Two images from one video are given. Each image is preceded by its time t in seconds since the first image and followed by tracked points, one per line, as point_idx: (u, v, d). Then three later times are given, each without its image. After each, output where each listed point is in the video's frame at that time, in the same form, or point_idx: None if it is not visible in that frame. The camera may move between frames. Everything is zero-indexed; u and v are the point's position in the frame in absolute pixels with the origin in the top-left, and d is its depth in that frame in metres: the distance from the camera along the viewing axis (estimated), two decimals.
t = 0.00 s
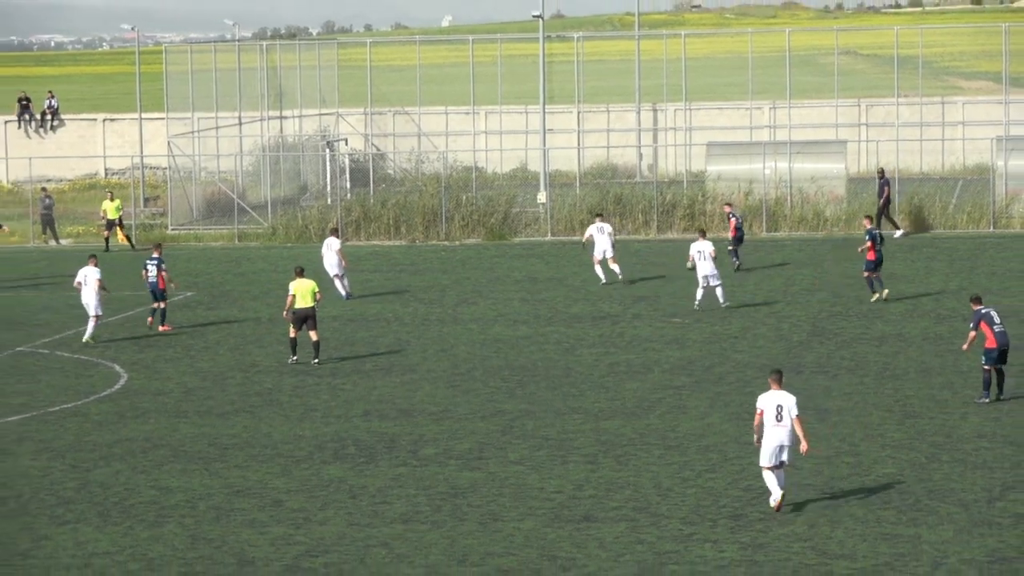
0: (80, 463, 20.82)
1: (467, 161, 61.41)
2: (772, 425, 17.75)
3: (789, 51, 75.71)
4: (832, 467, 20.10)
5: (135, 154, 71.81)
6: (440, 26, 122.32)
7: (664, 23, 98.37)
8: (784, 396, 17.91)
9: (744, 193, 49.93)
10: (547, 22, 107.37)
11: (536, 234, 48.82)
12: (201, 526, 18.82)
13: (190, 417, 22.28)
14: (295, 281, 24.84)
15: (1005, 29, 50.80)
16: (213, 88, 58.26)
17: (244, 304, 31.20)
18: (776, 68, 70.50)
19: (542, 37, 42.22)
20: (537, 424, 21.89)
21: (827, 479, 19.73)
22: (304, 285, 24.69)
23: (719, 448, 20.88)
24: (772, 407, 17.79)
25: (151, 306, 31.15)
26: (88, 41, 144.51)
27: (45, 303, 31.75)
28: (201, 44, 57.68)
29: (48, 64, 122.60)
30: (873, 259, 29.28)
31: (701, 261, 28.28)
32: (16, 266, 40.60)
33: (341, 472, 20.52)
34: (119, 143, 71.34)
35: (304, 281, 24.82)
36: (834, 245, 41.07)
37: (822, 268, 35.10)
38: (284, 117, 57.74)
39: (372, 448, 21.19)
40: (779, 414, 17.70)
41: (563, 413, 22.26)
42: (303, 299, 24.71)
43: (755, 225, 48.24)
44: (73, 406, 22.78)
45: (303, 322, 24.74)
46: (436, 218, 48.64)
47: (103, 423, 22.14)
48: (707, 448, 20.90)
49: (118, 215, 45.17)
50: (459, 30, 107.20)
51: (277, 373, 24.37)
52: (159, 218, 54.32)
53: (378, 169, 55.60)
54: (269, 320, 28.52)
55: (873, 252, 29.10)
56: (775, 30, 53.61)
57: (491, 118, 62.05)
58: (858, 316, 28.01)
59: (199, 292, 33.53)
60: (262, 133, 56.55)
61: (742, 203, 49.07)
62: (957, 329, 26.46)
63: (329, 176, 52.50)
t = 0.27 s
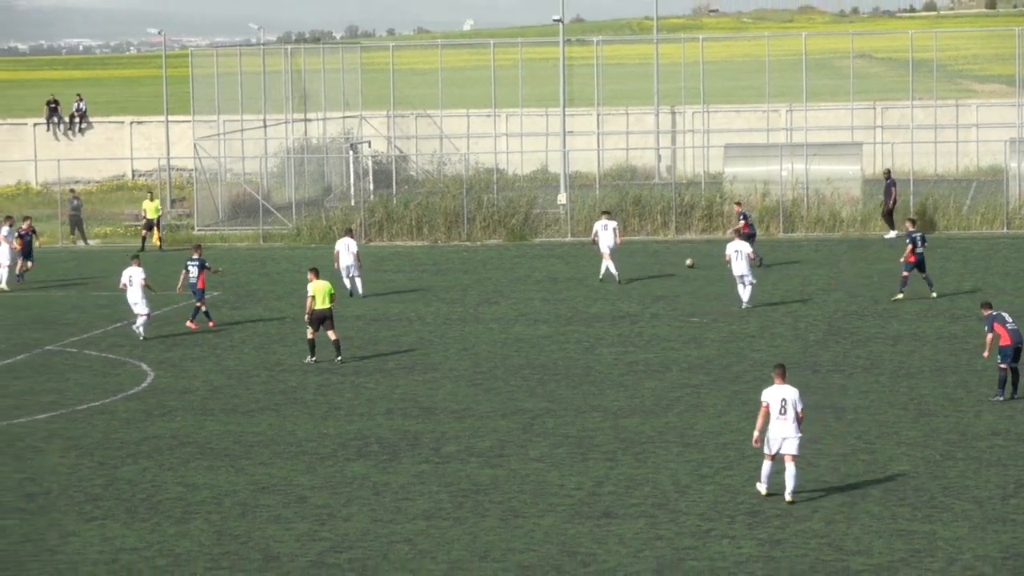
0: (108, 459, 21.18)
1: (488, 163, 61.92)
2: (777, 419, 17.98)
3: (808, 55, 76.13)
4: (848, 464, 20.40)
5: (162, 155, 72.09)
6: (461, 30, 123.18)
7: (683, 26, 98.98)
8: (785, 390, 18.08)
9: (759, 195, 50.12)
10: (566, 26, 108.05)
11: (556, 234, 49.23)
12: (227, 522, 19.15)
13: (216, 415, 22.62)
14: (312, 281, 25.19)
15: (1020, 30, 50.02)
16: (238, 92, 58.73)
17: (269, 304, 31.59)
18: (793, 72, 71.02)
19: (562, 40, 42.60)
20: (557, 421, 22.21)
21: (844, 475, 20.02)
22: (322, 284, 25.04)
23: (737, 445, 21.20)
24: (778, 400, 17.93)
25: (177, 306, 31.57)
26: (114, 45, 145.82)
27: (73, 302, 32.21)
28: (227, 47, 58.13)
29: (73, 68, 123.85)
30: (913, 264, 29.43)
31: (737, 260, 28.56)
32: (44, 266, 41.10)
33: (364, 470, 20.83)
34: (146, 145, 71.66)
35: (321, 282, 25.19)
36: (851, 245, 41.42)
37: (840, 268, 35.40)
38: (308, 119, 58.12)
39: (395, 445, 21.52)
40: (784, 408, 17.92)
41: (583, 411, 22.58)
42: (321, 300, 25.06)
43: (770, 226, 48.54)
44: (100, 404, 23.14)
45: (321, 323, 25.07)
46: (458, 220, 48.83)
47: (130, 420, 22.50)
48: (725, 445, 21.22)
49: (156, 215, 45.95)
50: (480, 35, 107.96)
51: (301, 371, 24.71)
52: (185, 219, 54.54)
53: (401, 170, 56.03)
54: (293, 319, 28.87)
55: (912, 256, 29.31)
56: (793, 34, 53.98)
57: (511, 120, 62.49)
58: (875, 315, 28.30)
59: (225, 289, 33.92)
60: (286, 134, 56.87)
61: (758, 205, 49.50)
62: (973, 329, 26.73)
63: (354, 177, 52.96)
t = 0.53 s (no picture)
0: (154, 459, 21.26)
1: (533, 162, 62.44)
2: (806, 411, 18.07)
3: (853, 55, 76.19)
4: (894, 465, 20.38)
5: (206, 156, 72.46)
6: (502, 31, 123.71)
7: (727, 26, 99.31)
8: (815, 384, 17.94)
9: (804, 194, 50.70)
10: (611, 25, 108.46)
11: (601, 234, 50.13)
12: (273, 522, 19.19)
13: (261, 415, 22.70)
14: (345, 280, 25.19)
15: None
16: (283, 92, 59.88)
17: (314, 304, 31.71)
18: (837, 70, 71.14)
19: (607, 40, 42.86)
20: (602, 421, 22.25)
21: (890, 475, 20.01)
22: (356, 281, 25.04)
23: (782, 446, 21.21)
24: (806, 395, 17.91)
25: (223, 306, 31.73)
26: (161, 46, 147.20)
27: (120, 302, 32.45)
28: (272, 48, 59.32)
29: (118, 70, 125.25)
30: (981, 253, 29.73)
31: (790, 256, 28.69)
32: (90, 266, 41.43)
33: (410, 470, 20.86)
34: (191, 145, 72.18)
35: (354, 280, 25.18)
36: (895, 244, 41.46)
37: (884, 268, 35.37)
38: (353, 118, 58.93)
39: (440, 445, 21.58)
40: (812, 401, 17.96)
41: (628, 411, 22.62)
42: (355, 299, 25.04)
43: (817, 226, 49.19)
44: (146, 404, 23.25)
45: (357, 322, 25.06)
46: (502, 219, 49.93)
47: (175, 420, 22.60)
48: (770, 445, 21.24)
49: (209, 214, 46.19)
50: (522, 36, 108.37)
51: (346, 371, 24.78)
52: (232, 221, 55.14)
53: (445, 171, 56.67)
54: (338, 318, 28.97)
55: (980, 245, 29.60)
56: (836, 33, 54.09)
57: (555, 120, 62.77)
58: (919, 315, 28.27)
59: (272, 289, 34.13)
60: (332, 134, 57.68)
61: (802, 203, 50.03)
62: (1019, 329, 26.65)
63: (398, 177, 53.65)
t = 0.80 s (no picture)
0: (213, 459, 21.30)
1: (591, 162, 62.53)
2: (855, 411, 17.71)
3: (914, 55, 76.00)
4: (956, 465, 20.29)
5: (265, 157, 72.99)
6: (556, 33, 124.08)
7: (787, 26, 99.43)
8: (869, 384, 17.47)
9: (864, 194, 50.72)
10: (670, 25, 108.67)
11: (660, 234, 50.07)
12: (332, 522, 19.19)
13: (320, 415, 22.73)
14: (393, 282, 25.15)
15: None
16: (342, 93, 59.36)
17: (374, 304, 31.84)
18: (895, 71, 71.08)
19: (665, 40, 43.02)
20: (661, 421, 22.24)
21: (950, 476, 19.92)
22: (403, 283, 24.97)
23: (842, 446, 21.18)
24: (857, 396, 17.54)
25: (282, 306, 31.88)
26: (222, 48, 148.83)
27: (182, 302, 32.71)
28: (331, 50, 58.55)
29: (177, 73, 126.66)
30: None
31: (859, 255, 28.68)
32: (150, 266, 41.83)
33: (469, 470, 20.87)
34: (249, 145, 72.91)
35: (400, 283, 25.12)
36: (953, 243, 41.36)
37: (943, 267, 35.23)
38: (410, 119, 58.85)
39: (498, 445, 21.58)
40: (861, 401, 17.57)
41: (687, 411, 22.59)
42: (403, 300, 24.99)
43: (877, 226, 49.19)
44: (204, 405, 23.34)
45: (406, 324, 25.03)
46: (561, 220, 50.18)
47: (234, 419, 22.65)
48: (829, 446, 21.19)
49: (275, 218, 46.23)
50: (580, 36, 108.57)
51: (405, 372, 24.81)
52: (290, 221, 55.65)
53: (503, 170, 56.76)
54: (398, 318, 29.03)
55: None
56: (895, 33, 53.97)
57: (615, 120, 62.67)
58: (979, 315, 28.13)
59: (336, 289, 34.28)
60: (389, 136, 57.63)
61: (863, 203, 50.03)
62: None
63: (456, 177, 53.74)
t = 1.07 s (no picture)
0: (261, 459, 21.35)
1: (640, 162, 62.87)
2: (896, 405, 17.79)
3: (963, 55, 75.93)
4: (1008, 468, 20.18)
5: (313, 158, 73.50)
6: (600, 34, 124.45)
7: (836, 27, 99.58)
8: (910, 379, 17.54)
9: (913, 195, 50.95)
10: (718, 26, 108.85)
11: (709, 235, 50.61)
12: (379, 523, 19.16)
13: (368, 415, 22.77)
14: (427, 281, 25.04)
15: None
16: (390, 94, 59.48)
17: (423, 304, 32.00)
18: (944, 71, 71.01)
19: (714, 41, 43.41)
20: (709, 422, 22.23)
21: (1000, 477, 19.83)
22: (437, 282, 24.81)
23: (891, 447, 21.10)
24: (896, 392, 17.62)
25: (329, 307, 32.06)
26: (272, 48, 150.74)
27: (232, 303, 32.98)
28: (380, 50, 59.16)
29: (228, 72, 128.27)
30: None
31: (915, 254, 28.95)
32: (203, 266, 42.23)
33: (517, 470, 20.88)
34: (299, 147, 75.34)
35: (434, 281, 24.92)
36: (1001, 244, 41.30)
37: (991, 269, 35.10)
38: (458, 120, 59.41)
39: (547, 446, 21.58)
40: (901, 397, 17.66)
41: (735, 412, 22.58)
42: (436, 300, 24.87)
43: (926, 227, 49.41)
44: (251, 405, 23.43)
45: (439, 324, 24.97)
46: (609, 221, 50.73)
47: (282, 419, 22.71)
48: (878, 447, 21.15)
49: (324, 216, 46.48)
50: (628, 36, 108.99)
51: (453, 372, 24.86)
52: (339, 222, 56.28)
53: (552, 171, 57.25)
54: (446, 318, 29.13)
55: None
56: (944, 34, 54.04)
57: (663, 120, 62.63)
58: None
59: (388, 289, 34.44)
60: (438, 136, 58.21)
61: (911, 204, 50.26)
62: None
63: (505, 179, 54.29)
